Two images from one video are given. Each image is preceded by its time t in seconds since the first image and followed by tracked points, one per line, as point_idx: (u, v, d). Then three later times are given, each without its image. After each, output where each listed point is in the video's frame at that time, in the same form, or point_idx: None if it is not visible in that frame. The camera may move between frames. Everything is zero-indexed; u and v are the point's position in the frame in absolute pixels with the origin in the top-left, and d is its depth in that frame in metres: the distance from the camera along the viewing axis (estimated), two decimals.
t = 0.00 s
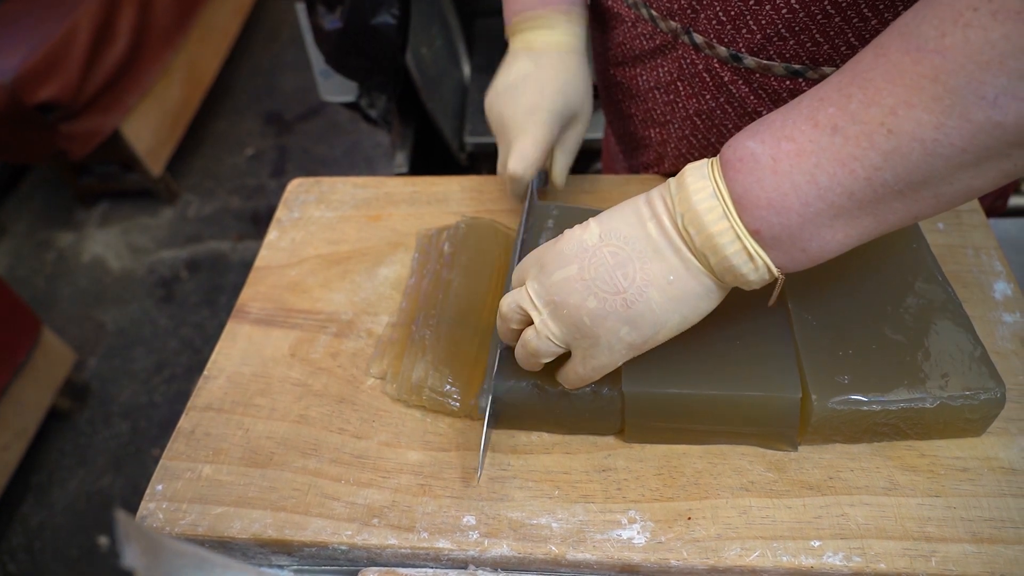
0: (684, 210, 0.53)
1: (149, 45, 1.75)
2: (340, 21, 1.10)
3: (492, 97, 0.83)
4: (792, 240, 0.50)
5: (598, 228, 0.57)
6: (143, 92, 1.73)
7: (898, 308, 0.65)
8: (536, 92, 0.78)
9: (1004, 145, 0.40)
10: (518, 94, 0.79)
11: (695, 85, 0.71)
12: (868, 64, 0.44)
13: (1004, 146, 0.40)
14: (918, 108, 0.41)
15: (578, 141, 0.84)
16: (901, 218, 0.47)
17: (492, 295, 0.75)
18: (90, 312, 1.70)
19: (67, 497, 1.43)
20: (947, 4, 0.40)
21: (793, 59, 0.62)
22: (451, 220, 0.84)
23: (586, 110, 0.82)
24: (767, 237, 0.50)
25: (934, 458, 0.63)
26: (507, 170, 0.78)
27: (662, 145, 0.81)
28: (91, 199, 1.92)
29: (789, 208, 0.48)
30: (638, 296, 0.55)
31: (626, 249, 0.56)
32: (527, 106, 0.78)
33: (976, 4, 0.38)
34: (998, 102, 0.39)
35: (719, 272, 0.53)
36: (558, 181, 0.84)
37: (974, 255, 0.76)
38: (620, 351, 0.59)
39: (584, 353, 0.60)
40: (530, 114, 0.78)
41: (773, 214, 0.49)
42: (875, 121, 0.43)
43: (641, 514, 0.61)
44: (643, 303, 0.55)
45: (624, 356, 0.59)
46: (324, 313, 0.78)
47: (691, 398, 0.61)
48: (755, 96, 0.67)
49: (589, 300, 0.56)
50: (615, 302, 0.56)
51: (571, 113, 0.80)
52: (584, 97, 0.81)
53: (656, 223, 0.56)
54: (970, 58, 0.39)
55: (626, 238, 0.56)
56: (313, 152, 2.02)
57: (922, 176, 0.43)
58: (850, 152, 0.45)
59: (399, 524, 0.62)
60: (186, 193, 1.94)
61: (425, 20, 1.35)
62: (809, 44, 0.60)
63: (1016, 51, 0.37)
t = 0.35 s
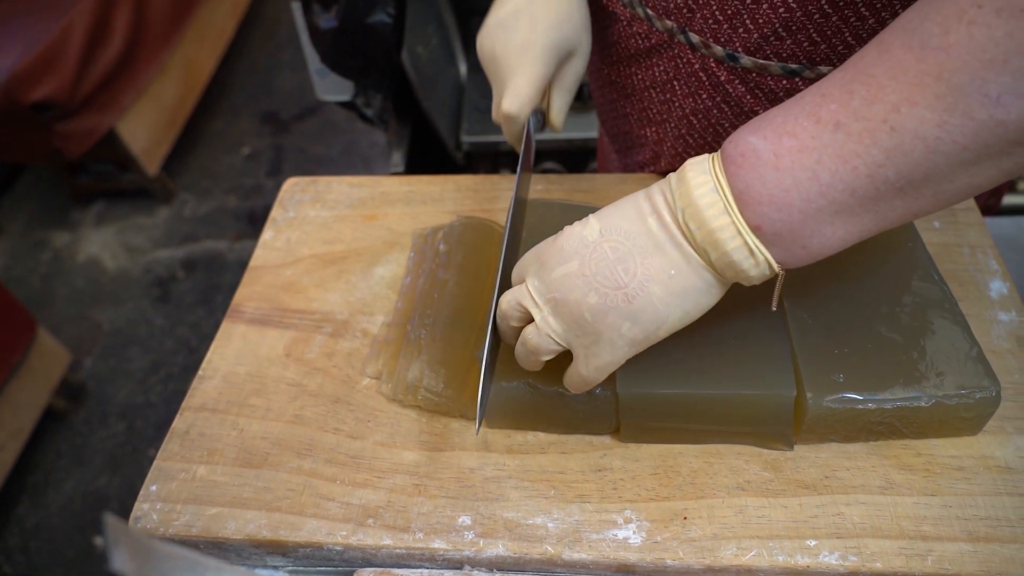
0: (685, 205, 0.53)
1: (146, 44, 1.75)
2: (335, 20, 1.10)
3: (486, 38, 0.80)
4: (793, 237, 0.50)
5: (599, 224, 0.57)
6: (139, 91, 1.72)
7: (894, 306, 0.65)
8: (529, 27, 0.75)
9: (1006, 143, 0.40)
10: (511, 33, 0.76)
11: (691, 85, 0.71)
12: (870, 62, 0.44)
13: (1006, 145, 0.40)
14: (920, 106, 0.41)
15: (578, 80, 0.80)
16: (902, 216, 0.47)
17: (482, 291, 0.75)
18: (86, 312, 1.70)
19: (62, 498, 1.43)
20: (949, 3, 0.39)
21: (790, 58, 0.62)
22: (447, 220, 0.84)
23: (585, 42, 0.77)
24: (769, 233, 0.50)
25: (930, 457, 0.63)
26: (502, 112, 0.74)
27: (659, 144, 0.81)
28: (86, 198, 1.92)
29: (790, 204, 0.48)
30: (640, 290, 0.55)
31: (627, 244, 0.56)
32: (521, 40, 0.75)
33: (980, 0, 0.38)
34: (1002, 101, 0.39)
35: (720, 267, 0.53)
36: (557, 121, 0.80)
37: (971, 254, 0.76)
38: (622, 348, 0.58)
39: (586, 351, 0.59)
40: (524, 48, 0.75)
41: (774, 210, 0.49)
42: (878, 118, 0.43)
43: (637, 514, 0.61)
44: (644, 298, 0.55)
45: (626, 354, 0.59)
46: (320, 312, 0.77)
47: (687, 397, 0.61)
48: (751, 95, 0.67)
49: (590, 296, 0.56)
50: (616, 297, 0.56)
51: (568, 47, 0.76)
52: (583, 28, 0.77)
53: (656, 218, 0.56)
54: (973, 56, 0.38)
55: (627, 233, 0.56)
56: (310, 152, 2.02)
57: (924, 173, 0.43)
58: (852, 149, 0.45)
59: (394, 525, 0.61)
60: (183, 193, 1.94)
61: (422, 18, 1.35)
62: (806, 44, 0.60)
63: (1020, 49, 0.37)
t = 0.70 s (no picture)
0: (691, 203, 0.53)
1: (144, 43, 1.74)
2: (334, 19, 1.09)
3: (488, 28, 0.80)
4: (799, 235, 0.49)
5: (603, 223, 0.57)
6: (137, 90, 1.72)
7: (893, 306, 0.65)
8: (528, 13, 0.75)
9: (1013, 142, 0.40)
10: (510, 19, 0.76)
11: (690, 85, 0.71)
12: (877, 60, 0.44)
13: (1014, 144, 0.40)
14: (928, 105, 0.41)
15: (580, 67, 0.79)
16: (908, 215, 0.47)
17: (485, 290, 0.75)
18: (83, 311, 1.70)
19: (60, 497, 1.42)
20: None
21: (790, 58, 0.62)
22: (446, 219, 0.83)
23: (586, 28, 0.77)
24: (774, 232, 0.50)
25: (929, 456, 0.63)
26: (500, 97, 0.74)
27: (658, 143, 0.81)
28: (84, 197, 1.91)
29: (797, 203, 0.48)
30: (644, 289, 0.55)
31: (631, 242, 0.56)
32: (520, 27, 0.75)
33: None
34: (1009, 99, 0.38)
35: (725, 266, 0.53)
36: (558, 111, 0.79)
37: (969, 253, 0.76)
38: (625, 347, 0.58)
39: (589, 349, 0.59)
40: (523, 34, 0.75)
41: (780, 208, 0.49)
42: (885, 117, 0.43)
43: (635, 514, 0.61)
44: (649, 297, 0.55)
45: (628, 353, 0.58)
46: (318, 311, 0.77)
47: (685, 395, 0.61)
48: (750, 96, 0.67)
49: (594, 294, 0.56)
50: (620, 296, 0.55)
51: (568, 33, 0.75)
52: (583, 12, 0.76)
53: (661, 216, 0.56)
54: (982, 54, 0.38)
55: (631, 231, 0.56)
56: (308, 151, 2.02)
57: (931, 172, 0.43)
58: (859, 148, 0.44)
59: (392, 524, 0.61)
60: (180, 192, 1.93)
61: (420, 17, 1.34)
62: (806, 44, 0.60)
63: None
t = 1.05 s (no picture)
0: (694, 204, 0.53)
1: (140, 43, 1.74)
2: (331, 19, 1.09)
3: (484, 76, 0.80)
4: (801, 235, 0.49)
5: (605, 223, 0.57)
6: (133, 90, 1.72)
7: (890, 305, 0.65)
8: (527, 69, 0.77)
9: (1016, 142, 0.40)
10: (510, 73, 0.77)
11: (689, 84, 0.70)
12: (879, 60, 0.44)
13: (1016, 143, 0.40)
14: (931, 104, 0.41)
15: (575, 117, 0.82)
16: (910, 214, 0.47)
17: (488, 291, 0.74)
18: (80, 311, 1.69)
19: (57, 498, 1.42)
20: None
21: (788, 58, 0.62)
22: (444, 219, 0.83)
23: (582, 83, 0.79)
24: (777, 233, 0.50)
25: (925, 455, 0.63)
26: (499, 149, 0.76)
27: (656, 143, 0.81)
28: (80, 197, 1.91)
29: (800, 203, 0.48)
30: (647, 290, 0.55)
31: (633, 243, 0.56)
32: (519, 82, 0.76)
33: None
34: (1012, 99, 0.38)
35: (727, 267, 0.53)
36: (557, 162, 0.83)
37: (965, 252, 0.76)
38: (627, 348, 0.58)
39: (591, 350, 0.59)
40: (522, 90, 0.76)
41: (783, 209, 0.49)
42: (887, 117, 0.43)
43: (632, 514, 0.61)
44: (651, 297, 0.55)
45: (631, 354, 0.58)
46: (315, 311, 0.77)
47: (682, 395, 0.61)
48: (748, 95, 0.67)
49: (596, 294, 0.56)
50: (623, 296, 0.55)
51: (566, 87, 0.78)
52: (580, 69, 0.79)
53: (663, 217, 0.56)
54: (984, 55, 0.38)
55: (633, 232, 0.56)
56: (305, 150, 2.01)
57: (934, 172, 0.43)
58: (862, 148, 0.44)
59: (389, 525, 0.61)
60: (177, 192, 1.93)
61: (417, 16, 1.34)
62: (804, 43, 0.60)
63: None
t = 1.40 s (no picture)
0: (686, 206, 0.53)
1: (132, 43, 1.73)
2: (325, 17, 1.09)
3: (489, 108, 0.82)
4: (794, 236, 0.49)
5: (599, 225, 0.57)
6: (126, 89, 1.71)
7: (884, 304, 0.65)
8: (532, 106, 0.78)
9: (1007, 142, 0.40)
10: (514, 110, 0.79)
11: (687, 84, 0.70)
12: (871, 60, 0.43)
13: (1008, 143, 0.40)
14: (921, 105, 0.41)
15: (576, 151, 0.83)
16: (903, 214, 0.47)
17: (482, 293, 0.74)
18: (73, 312, 1.68)
19: (49, 500, 1.41)
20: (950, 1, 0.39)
21: (786, 58, 0.62)
22: (438, 219, 0.83)
23: (585, 120, 0.81)
24: (770, 234, 0.50)
25: (920, 454, 0.63)
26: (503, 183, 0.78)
27: (652, 143, 0.81)
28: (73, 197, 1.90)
29: (791, 204, 0.48)
30: (641, 291, 0.55)
31: (628, 244, 0.56)
32: (524, 118, 0.78)
33: None
34: (1003, 99, 0.39)
35: (721, 268, 0.53)
36: (556, 191, 0.82)
37: (959, 251, 0.76)
38: (622, 349, 0.58)
39: (586, 351, 0.59)
40: (526, 124, 0.78)
41: (775, 210, 0.48)
42: (878, 117, 0.43)
43: (627, 514, 0.61)
44: (645, 299, 0.55)
45: (625, 354, 0.58)
46: (308, 312, 0.77)
47: (677, 394, 0.61)
48: (746, 95, 0.67)
49: (591, 297, 0.56)
50: (617, 298, 0.55)
51: (569, 126, 0.79)
52: (582, 107, 0.80)
53: (657, 218, 0.55)
54: (975, 55, 0.38)
55: (627, 233, 0.56)
56: (299, 150, 2.01)
57: (925, 172, 0.43)
58: (853, 149, 0.44)
59: (382, 525, 0.61)
60: (171, 192, 1.92)
61: (412, 16, 1.33)
62: (801, 43, 0.60)
63: (1020, 49, 0.37)
